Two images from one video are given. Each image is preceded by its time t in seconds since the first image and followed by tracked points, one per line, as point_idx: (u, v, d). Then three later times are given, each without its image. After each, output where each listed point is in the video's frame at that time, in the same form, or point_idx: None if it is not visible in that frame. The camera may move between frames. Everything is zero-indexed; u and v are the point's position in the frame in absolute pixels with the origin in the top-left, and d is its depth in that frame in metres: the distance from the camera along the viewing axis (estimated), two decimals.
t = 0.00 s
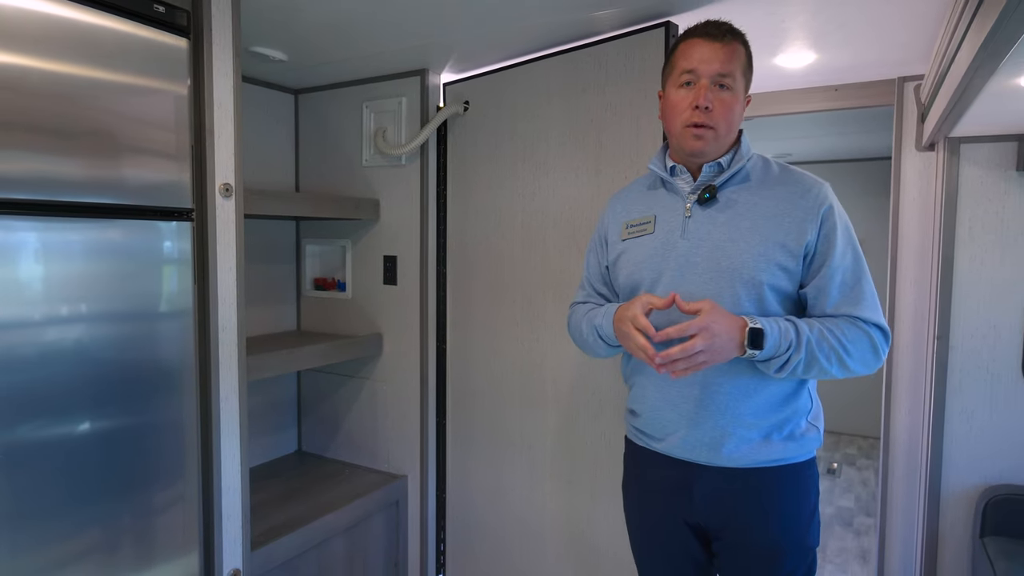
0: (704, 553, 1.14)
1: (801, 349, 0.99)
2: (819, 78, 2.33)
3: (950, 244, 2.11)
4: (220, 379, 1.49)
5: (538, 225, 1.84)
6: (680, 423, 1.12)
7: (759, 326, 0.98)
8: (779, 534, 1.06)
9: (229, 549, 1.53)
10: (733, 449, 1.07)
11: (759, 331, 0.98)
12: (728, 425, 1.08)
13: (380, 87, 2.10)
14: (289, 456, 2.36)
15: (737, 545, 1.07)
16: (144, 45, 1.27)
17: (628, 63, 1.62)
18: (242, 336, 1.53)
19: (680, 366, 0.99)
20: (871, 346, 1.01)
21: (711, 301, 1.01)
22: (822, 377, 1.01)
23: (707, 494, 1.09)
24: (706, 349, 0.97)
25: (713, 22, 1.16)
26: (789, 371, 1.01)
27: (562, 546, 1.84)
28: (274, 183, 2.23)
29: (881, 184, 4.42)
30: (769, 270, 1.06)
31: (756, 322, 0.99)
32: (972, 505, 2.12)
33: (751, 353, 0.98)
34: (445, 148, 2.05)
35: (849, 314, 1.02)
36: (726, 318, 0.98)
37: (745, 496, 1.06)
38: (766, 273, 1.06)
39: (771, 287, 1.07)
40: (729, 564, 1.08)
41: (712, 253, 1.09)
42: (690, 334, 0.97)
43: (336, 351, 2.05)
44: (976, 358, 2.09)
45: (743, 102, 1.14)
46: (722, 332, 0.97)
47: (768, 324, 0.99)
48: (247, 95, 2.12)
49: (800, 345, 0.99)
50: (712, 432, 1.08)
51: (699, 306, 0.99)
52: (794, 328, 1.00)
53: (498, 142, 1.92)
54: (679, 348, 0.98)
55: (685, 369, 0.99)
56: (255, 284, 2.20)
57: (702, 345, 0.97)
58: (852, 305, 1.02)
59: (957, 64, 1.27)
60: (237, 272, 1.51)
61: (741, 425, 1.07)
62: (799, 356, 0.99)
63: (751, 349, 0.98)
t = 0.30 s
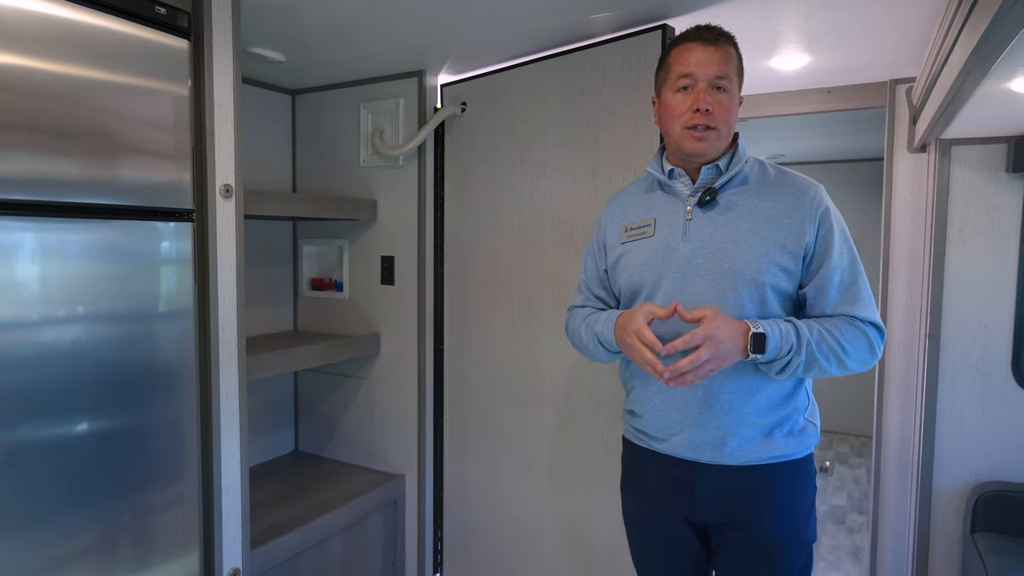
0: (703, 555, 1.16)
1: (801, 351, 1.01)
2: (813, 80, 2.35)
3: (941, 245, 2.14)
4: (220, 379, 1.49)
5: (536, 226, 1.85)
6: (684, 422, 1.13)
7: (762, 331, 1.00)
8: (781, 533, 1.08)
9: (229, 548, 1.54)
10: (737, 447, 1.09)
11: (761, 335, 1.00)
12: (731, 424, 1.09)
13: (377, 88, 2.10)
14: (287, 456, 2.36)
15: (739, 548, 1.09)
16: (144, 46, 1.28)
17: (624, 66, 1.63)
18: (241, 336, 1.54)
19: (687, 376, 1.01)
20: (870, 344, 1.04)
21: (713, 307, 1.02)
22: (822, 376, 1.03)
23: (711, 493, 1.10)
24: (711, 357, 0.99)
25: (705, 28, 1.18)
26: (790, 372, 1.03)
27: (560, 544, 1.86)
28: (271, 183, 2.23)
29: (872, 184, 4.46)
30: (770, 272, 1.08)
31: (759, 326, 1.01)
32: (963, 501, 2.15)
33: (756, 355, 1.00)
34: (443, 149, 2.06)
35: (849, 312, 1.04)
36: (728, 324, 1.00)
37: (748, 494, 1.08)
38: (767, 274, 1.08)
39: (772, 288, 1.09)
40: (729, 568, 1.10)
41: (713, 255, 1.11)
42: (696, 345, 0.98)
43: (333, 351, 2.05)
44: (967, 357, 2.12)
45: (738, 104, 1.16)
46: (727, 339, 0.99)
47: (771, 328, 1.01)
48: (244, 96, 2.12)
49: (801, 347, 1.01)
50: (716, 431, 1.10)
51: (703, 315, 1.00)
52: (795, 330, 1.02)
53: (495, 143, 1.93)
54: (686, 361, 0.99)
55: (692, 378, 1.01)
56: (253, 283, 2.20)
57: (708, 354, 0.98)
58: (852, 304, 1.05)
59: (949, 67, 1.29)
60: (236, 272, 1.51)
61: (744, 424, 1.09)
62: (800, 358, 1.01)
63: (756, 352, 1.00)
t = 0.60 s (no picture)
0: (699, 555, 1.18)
1: (813, 333, 1.02)
2: (803, 82, 2.38)
3: (928, 245, 2.17)
4: (216, 377, 1.50)
5: (530, 226, 1.87)
6: (682, 423, 1.14)
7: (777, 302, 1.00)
8: (777, 534, 1.10)
9: (224, 546, 1.55)
10: (734, 447, 1.10)
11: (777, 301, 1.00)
12: (730, 424, 1.10)
13: (372, 89, 2.11)
14: (281, 455, 2.37)
15: (733, 551, 1.11)
16: (140, 46, 1.29)
17: (617, 68, 1.65)
18: (237, 335, 1.55)
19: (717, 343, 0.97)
20: (872, 340, 1.05)
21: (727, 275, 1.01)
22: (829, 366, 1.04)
23: (707, 493, 1.12)
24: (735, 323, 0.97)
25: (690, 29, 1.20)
26: (799, 354, 1.04)
27: (553, 541, 1.88)
28: (265, 183, 2.24)
29: (860, 185, 4.51)
30: (770, 271, 1.10)
31: (775, 301, 1.01)
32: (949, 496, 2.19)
33: (771, 326, 1.00)
34: (436, 150, 2.08)
35: (851, 310, 1.06)
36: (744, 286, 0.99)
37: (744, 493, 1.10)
38: (767, 273, 1.10)
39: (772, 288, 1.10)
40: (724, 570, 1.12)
41: (713, 254, 1.13)
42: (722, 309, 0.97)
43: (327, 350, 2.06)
44: (953, 355, 2.16)
45: (732, 99, 1.18)
46: (748, 303, 0.98)
47: (788, 305, 1.01)
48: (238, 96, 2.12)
49: (813, 329, 1.02)
50: (715, 431, 1.11)
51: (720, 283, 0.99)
52: (809, 313, 1.03)
53: (489, 144, 1.94)
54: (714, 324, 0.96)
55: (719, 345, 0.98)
56: (247, 283, 2.21)
57: (733, 318, 0.97)
58: (852, 304, 1.06)
59: (934, 70, 1.32)
60: (232, 272, 1.52)
61: (741, 424, 1.10)
62: (814, 342, 1.02)
63: (770, 325, 0.99)
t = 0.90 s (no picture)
0: (702, 553, 1.21)
1: (838, 337, 1.02)
2: (792, 85, 2.42)
3: (914, 245, 2.22)
4: (214, 375, 1.52)
5: (524, 225, 1.89)
6: (683, 421, 1.16)
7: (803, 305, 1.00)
8: (778, 532, 1.12)
9: (223, 542, 1.56)
10: (734, 446, 1.12)
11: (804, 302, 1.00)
12: (731, 424, 1.12)
13: (367, 90, 2.13)
14: (277, 454, 2.38)
15: (734, 549, 1.13)
16: (138, 47, 1.31)
17: (609, 70, 1.68)
18: (235, 334, 1.56)
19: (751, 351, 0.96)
20: (877, 342, 1.06)
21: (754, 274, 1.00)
22: (847, 371, 1.05)
23: (706, 494, 1.15)
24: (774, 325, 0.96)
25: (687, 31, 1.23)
26: (819, 362, 1.03)
27: (547, 536, 1.90)
28: (261, 183, 2.26)
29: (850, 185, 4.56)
30: (773, 271, 1.11)
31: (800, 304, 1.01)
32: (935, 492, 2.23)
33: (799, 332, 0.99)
34: (431, 150, 2.10)
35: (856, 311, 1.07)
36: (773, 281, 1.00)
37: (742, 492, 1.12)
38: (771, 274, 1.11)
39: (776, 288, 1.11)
40: (726, 568, 1.15)
41: (716, 254, 1.15)
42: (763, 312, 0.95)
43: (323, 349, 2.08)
44: (939, 353, 2.20)
45: (732, 97, 1.19)
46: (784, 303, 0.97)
47: (811, 309, 1.01)
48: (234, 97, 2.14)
49: (835, 334, 1.02)
50: (715, 431, 1.13)
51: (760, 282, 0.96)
52: (830, 318, 1.03)
53: (484, 144, 1.96)
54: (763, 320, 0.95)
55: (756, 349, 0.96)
56: (243, 283, 2.22)
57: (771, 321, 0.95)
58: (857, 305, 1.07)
59: (918, 75, 1.35)
60: (229, 271, 1.54)
61: (742, 424, 1.12)
62: (836, 347, 1.02)
63: (797, 332, 0.99)
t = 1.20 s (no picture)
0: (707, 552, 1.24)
1: (836, 365, 1.04)
2: (785, 89, 2.46)
3: (904, 246, 2.27)
4: (219, 375, 1.54)
5: (523, 227, 1.92)
6: (690, 424, 1.20)
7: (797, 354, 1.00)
8: (782, 535, 1.15)
9: (227, 539, 1.58)
10: (740, 448, 1.15)
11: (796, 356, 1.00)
12: (738, 426, 1.14)
13: (366, 93, 2.15)
14: (277, 454, 2.40)
15: (737, 551, 1.16)
16: (145, 52, 1.33)
17: (607, 75, 1.71)
18: (239, 334, 1.58)
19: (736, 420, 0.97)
20: (883, 350, 1.07)
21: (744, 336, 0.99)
22: (849, 391, 1.06)
23: (712, 494, 1.18)
24: (755, 392, 0.97)
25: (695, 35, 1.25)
26: (820, 387, 1.06)
27: (546, 533, 1.93)
28: (261, 185, 2.27)
29: (843, 186, 4.62)
30: (779, 276, 1.13)
31: (794, 349, 1.01)
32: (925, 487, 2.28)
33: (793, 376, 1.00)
34: (431, 153, 2.13)
35: (860, 322, 1.09)
36: (760, 348, 0.98)
37: (746, 491, 1.15)
38: (776, 278, 1.13)
39: (782, 293, 1.14)
40: (729, 568, 1.18)
41: (722, 258, 1.17)
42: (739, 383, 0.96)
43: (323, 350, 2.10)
44: (929, 352, 2.25)
45: (736, 100, 1.21)
46: (765, 366, 0.97)
47: (807, 346, 1.02)
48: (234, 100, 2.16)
49: (835, 365, 1.04)
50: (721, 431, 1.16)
51: (739, 357, 0.96)
52: (829, 348, 1.04)
53: (483, 147, 1.99)
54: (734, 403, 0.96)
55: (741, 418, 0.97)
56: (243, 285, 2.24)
57: (750, 390, 0.96)
58: (860, 316, 1.09)
59: (908, 81, 1.39)
60: (235, 272, 1.56)
61: (749, 426, 1.14)
62: (836, 373, 1.04)
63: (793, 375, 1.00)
